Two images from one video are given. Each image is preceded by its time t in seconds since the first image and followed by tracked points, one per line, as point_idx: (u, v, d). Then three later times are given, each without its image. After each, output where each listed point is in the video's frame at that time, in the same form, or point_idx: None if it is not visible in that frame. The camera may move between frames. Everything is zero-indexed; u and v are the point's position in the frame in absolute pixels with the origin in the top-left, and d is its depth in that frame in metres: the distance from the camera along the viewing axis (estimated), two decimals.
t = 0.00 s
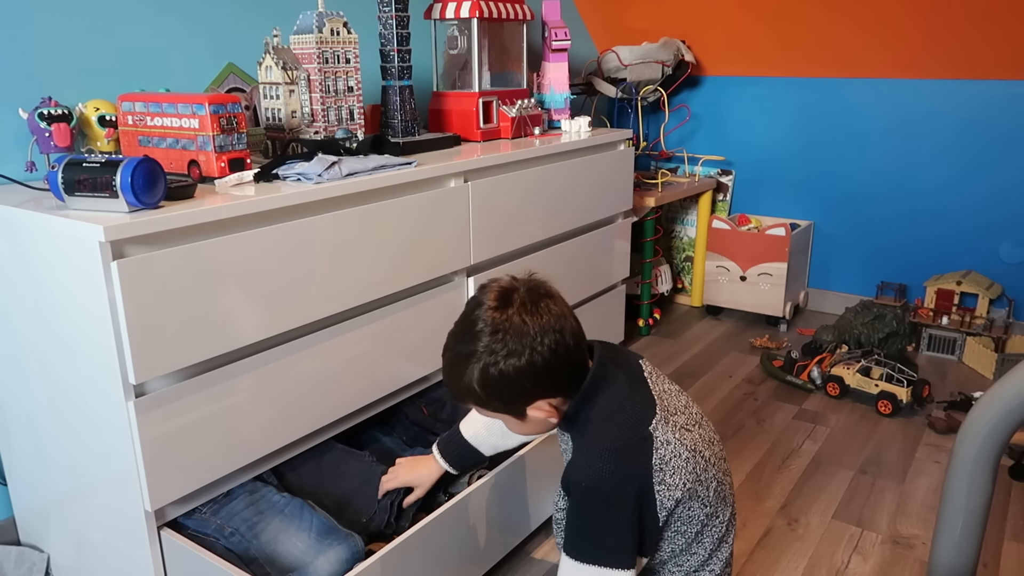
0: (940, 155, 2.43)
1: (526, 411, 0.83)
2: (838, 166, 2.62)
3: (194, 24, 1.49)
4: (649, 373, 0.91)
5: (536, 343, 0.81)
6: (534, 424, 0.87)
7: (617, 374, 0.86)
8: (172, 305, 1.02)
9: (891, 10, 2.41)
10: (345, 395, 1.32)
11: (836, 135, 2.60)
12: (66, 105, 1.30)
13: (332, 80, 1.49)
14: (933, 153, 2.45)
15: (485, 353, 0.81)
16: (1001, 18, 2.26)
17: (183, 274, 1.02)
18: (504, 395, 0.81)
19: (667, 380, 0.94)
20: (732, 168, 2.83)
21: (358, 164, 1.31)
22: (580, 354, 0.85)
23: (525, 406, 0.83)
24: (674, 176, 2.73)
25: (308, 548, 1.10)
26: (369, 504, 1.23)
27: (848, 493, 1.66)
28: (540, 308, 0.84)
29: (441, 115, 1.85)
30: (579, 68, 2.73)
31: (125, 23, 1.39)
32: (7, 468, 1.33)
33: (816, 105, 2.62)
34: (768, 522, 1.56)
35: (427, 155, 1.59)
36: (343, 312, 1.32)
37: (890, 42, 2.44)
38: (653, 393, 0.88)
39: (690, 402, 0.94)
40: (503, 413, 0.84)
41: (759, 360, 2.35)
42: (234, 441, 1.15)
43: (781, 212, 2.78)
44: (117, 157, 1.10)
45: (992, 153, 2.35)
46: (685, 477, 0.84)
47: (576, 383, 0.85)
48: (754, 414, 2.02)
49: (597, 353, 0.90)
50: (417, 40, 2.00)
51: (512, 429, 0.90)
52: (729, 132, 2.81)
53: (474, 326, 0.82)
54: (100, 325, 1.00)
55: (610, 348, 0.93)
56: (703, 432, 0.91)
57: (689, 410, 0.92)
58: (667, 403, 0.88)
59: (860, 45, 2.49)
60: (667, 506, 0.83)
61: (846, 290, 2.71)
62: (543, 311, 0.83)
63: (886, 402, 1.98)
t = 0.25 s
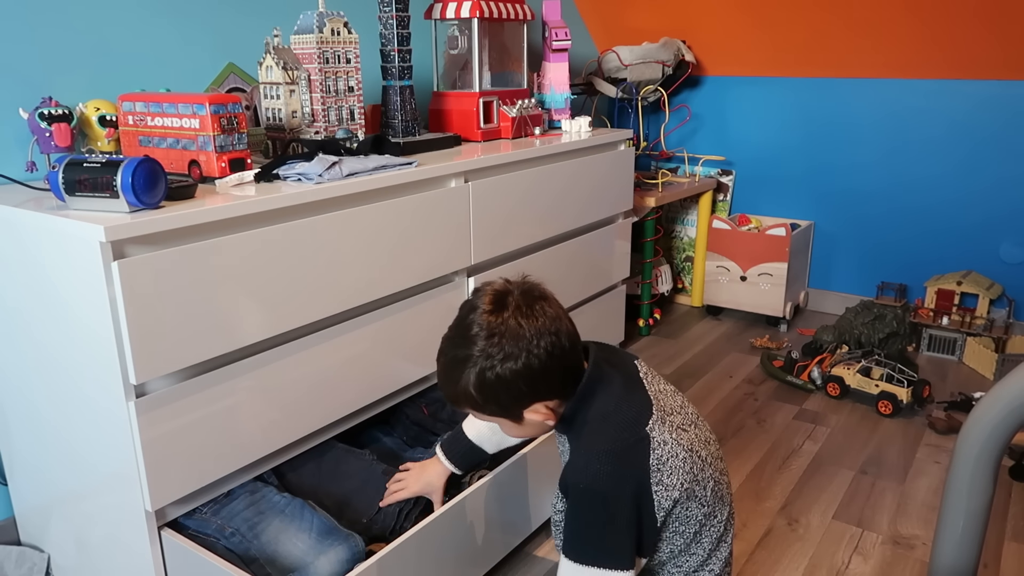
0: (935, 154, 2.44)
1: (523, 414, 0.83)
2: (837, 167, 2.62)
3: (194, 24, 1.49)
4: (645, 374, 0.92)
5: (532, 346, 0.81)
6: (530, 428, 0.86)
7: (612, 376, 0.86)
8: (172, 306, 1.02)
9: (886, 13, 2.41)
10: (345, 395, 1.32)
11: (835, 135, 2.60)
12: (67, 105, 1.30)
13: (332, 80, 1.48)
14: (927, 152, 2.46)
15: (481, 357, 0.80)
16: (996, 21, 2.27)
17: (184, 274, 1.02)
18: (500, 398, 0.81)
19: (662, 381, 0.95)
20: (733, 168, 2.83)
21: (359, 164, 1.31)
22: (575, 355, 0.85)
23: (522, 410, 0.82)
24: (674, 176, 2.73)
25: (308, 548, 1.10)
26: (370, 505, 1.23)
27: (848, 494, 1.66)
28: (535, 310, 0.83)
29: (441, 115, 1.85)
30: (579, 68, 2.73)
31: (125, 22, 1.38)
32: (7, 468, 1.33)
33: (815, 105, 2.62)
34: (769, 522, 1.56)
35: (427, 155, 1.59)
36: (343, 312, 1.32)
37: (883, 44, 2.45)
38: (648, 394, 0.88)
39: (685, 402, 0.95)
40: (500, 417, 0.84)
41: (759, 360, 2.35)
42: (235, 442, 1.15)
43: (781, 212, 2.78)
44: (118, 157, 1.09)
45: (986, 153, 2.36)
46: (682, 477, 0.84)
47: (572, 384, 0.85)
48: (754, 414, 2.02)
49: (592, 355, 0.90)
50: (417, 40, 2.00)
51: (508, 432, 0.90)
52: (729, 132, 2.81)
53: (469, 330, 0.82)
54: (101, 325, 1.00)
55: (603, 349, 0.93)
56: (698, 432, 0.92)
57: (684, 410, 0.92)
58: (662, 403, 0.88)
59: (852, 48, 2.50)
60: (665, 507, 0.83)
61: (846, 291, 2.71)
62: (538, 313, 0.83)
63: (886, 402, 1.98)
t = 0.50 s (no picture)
0: (933, 154, 2.45)
1: (521, 414, 0.83)
2: (837, 167, 2.63)
3: (195, 23, 1.49)
4: (643, 373, 0.92)
5: (531, 345, 0.81)
6: (529, 427, 0.87)
7: (612, 376, 0.86)
8: (173, 306, 1.02)
9: (885, 14, 2.42)
10: (346, 395, 1.32)
11: (835, 135, 2.60)
12: (67, 105, 1.30)
13: (333, 80, 1.48)
14: (928, 151, 2.45)
15: (481, 356, 0.80)
16: (996, 23, 2.27)
17: (184, 274, 1.02)
18: (499, 397, 0.81)
19: (661, 380, 0.95)
20: (733, 168, 2.83)
21: (359, 164, 1.31)
22: (575, 355, 0.85)
23: (520, 409, 0.82)
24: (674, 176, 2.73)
25: (309, 549, 1.10)
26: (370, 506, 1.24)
27: (848, 494, 1.66)
28: (535, 310, 0.83)
29: (442, 115, 1.85)
30: (579, 68, 2.73)
31: (125, 22, 1.38)
32: (8, 468, 1.33)
33: (814, 105, 2.62)
34: (769, 522, 1.56)
35: (427, 155, 1.59)
36: (343, 312, 1.32)
37: (881, 44, 2.45)
38: (648, 393, 0.88)
39: (684, 400, 0.95)
40: (498, 416, 0.84)
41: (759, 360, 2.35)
42: (235, 442, 1.14)
43: (781, 212, 2.78)
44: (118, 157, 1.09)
45: (984, 153, 2.37)
46: (684, 475, 0.84)
47: (572, 384, 0.85)
48: (754, 415, 2.02)
49: (591, 356, 0.89)
50: (417, 40, 2.00)
51: (505, 431, 0.90)
52: (729, 132, 2.81)
53: (470, 329, 0.82)
54: (101, 325, 1.00)
55: (601, 349, 0.93)
56: (698, 431, 0.92)
57: (684, 408, 0.92)
58: (662, 401, 0.88)
59: (850, 48, 2.50)
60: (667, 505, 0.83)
61: (846, 291, 2.71)
62: (538, 313, 0.83)
63: (887, 402, 1.98)
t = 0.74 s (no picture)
0: (929, 154, 2.45)
1: (503, 403, 0.84)
2: (835, 166, 2.63)
3: (196, 23, 1.49)
4: (630, 368, 0.92)
5: (517, 336, 0.82)
6: (511, 419, 0.88)
7: (596, 370, 0.87)
8: (173, 305, 1.02)
9: (883, 14, 2.42)
10: (346, 396, 1.32)
11: (834, 135, 2.61)
12: (67, 105, 1.30)
13: (333, 80, 1.48)
14: (926, 150, 2.46)
15: (467, 342, 0.82)
16: (992, 26, 2.27)
17: (185, 274, 1.02)
18: (482, 385, 0.82)
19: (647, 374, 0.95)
20: (733, 168, 2.83)
21: (359, 164, 1.31)
22: (560, 349, 0.86)
23: (503, 398, 0.84)
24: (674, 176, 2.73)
25: (309, 548, 1.10)
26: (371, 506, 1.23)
27: (848, 494, 1.66)
28: (524, 302, 0.84)
29: (442, 115, 1.85)
30: (579, 68, 2.73)
31: (125, 21, 1.38)
32: (8, 468, 1.33)
33: (813, 105, 2.62)
34: (769, 522, 1.56)
35: (428, 155, 1.59)
36: (344, 312, 1.32)
37: (877, 46, 2.46)
38: (633, 385, 0.88)
39: (671, 393, 0.95)
40: (481, 404, 0.85)
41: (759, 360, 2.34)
42: (235, 442, 1.14)
43: (781, 212, 2.78)
44: (118, 156, 1.09)
45: (981, 153, 2.37)
46: (674, 464, 0.84)
47: (555, 377, 0.86)
48: (755, 414, 2.02)
49: (578, 351, 0.90)
50: (417, 40, 2.00)
51: (489, 422, 0.91)
52: (729, 132, 2.81)
53: (458, 315, 0.83)
54: (101, 325, 1.00)
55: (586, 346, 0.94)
56: (687, 420, 0.92)
57: (671, 399, 0.93)
58: (648, 393, 0.89)
59: (846, 48, 2.51)
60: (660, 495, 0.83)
61: (846, 291, 2.71)
62: (526, 306, 0.84)
63: (887, 402, 1.98)
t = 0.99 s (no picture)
0: (928, 154, 2.45)
1: (490, 392, 0.85)
2: (835, 165, 2.63)
3: (196, 23, 1.49)
4: (617, 364, 0.92)
5: (507, 325, 0.84)
6: (499, 411, 0.87)
7: (582, 364, 0.88)
8: (173, 306, 1.02)
9: (882, 15, 2.42)
10: (346, 396, 1.32)
11: (834, 135, 2.61)
12: (67, 105, 1.30)
13: (333, 80, 1.48)
14: (926, 150, 2.46)
15: (459, 329, 0.83)
16: (992, 25, 2.27)
17: (185, 274, 1.02)
18: (471, 372, 0.83)
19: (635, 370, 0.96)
20: (733, 168, 2.83)
21: (359, 164, 1.31)
22: (547, 345, 0.88)
23: (490, 387, 0.85)
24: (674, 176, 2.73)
25: (309, 548, 1.10)
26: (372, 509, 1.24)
27: (848, 494, 1.66)
28: (515, 296, 0.87)
29: (442, 115, 1.85)
30: (579, 67, 2.73)
31: (125, 21, 1.38)
32: (8, 468, 1.33)
33: (813, 105, 2.62)
34: (769, 522, 1.56)
35: (428, 155, 1.59)
36: (343, 312, 1.32)
37: (877, 45, 2.45)
38: (619, 378, 0.89)
39: (659, 387, 0.95)
40: (468, 394, 0.86)
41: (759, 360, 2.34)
42: (236, 441, 1.15)
43: (781, 211, 2.78)
44: (119, 156, 1.09)
45: (980, 153, 2.37)
46: (662, 453, 0.84)
47: (541, 371, 0.88)
48: (754, 414, 2.02)
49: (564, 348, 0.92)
50: (417, 39, 2.00)
51: (474, 418, 0.91)
52: (729, 132, 2.81)
53: (451, 304, 0.85)
54: (102, 326, 1.00)
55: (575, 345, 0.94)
56: (675, 413, 0.92)
57: (659, 393, 0.93)
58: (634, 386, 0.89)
59: (846, 47, 2.51)
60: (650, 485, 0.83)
61: (846, 290, 2.71)
62: (517, 299, 0.86)
63: (887, 402, 1.98)
